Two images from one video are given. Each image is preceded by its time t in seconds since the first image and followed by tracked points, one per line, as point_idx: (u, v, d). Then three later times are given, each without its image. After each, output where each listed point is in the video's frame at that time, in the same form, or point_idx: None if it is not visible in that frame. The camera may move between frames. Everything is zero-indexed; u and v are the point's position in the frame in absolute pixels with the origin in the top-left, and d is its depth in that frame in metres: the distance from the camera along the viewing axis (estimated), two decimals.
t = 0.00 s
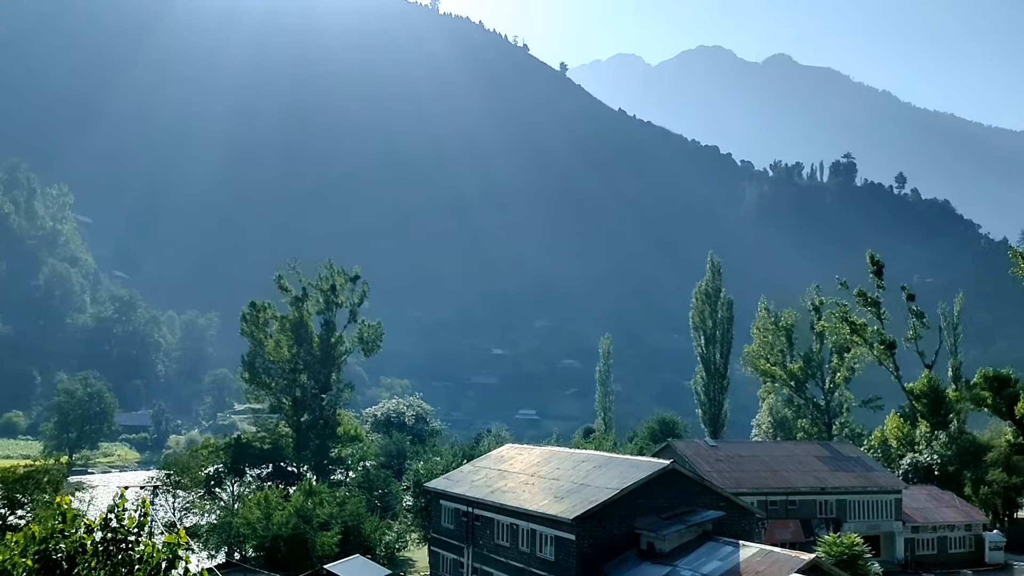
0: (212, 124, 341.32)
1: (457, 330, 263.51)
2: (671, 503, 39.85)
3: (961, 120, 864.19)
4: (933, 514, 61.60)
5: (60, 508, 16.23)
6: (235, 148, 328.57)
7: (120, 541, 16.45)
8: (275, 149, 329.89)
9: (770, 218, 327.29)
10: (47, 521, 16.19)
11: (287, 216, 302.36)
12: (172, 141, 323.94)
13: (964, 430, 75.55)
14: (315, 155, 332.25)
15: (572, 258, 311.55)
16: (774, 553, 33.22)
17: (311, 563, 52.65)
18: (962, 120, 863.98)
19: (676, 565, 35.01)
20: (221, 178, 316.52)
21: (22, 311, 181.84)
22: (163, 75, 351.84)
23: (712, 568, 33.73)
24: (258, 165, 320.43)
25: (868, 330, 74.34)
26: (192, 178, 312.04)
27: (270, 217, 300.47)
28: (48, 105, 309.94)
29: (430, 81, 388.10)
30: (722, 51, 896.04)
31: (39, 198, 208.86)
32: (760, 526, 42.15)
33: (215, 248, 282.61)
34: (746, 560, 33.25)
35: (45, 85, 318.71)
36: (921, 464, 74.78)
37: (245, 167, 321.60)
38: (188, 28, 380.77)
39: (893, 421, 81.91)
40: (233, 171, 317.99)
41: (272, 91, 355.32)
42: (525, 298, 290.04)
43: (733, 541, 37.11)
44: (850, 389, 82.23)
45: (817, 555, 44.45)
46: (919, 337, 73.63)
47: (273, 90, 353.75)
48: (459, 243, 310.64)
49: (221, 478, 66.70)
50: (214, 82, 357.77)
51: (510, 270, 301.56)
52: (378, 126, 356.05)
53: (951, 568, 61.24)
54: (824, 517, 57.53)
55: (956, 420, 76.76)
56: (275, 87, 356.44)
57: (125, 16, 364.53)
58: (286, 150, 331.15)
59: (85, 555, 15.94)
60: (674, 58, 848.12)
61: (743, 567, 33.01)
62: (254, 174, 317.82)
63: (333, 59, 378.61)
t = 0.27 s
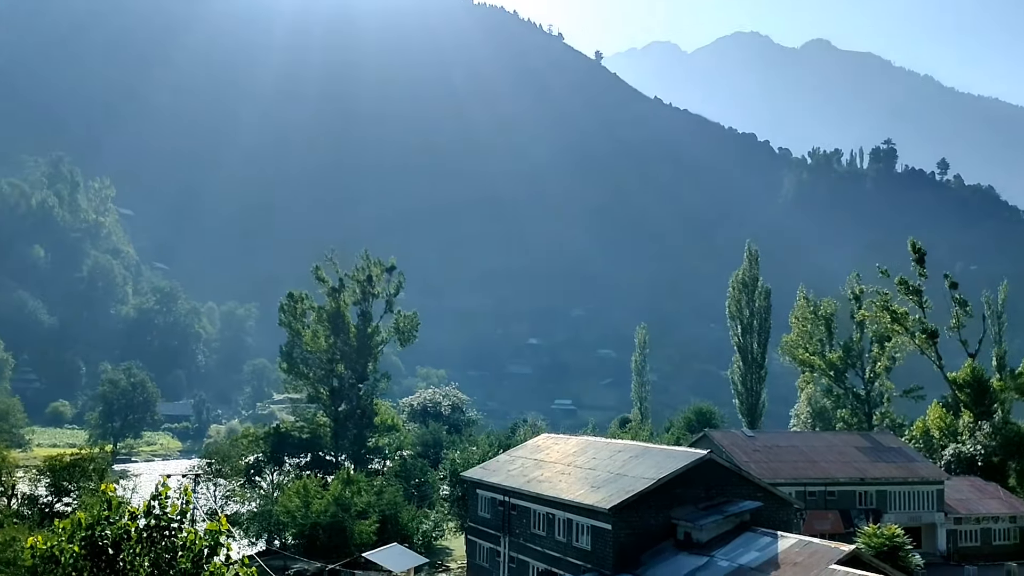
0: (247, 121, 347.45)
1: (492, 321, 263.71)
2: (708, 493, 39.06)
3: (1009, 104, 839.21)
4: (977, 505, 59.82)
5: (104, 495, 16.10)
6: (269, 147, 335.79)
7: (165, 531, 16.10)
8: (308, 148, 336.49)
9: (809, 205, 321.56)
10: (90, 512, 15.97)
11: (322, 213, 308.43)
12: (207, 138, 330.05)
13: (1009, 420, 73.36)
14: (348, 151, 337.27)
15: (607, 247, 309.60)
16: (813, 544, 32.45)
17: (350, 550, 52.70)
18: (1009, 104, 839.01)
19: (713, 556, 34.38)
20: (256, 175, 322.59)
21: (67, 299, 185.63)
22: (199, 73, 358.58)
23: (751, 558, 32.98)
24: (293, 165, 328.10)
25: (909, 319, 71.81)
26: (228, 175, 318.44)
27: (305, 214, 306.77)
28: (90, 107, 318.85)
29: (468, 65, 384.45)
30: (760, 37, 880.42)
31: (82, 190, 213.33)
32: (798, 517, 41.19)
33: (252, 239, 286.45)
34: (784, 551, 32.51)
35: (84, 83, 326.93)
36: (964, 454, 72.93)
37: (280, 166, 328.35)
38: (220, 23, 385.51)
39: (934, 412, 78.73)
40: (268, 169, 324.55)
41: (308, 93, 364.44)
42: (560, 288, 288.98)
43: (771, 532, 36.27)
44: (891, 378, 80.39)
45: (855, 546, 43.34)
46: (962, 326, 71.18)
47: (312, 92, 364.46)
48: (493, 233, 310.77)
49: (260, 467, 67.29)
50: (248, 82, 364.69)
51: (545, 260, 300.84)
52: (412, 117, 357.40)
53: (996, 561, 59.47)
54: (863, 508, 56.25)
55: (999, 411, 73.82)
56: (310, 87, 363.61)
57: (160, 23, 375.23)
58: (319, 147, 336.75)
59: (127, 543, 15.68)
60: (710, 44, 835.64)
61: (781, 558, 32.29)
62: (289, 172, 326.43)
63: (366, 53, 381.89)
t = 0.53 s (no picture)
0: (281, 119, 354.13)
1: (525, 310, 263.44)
2: (743, 484, 38.28)
3: None
4: (1020, 497, 58.03)
5: (147, 484, 16.53)
6: (302, 143, 341.41)
7: (204, 516, 16.34)
8: (340, 145, 342.53)
9: (848, 193, 315.50)
10: (137, 498, 16.54)
11: (355, 204, 310.90)
12: (244, 141, 339.94)
13: None
14: (380, 146, 343.09)
15: (641, 236, 307.18)
16: (851, 535, 31.72)
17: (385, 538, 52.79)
18: None
19: (749, 547, 33.73)
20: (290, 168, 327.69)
21: (106, 291, 188.12)
22: (232, 79, 369.76)
23: (786, 550, 32.32)
24: (326, 159, 334.17)
25: (950, 308, 68.51)
26: (263, 169, 324.54)
27: (339, 205, 310.00)
28: (128, 105, 326.75)
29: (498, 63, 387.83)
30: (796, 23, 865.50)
31: (121, 182, 216.96)
32: (836, 508, 40.21)
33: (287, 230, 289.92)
34: (821, 542, 31.78)
35: (123, 91, 338.77)
36: (1006, 445, 70.69)
37: (313, 160, 332.84)
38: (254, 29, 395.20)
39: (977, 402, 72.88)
40: (302, 163, 329.92)
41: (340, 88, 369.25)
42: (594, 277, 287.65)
43: (808, 522, 35.47)
44: (931, 368, 78.45)
45: (894, 537, 42.16)
46: (1005, 314, 68.60)
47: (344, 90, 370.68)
48: (525, 223, 310.51)
49: (297, 455, 67.85)
50: (281, 80, 371.15)
51: (578, 249, 299.58)
52: (443, 112, 360.78)
53: None
54: (902, 500, 54.87)
55: None
56: (342, 86, 370.72)
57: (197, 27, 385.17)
58: (352, 142, 342.51)
59: (170, 529, 16.07)
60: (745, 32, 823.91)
61: (818, 549, 31.57)
62: (321, 167, 331.38)
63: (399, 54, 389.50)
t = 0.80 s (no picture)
0: (315, 113, 358.32)
1: (559, 300, 262.74)
2: (780, 474, 37.55)
3: None
4: None
5: (186, 470, 15.99)
6: (336, 136, 345.26)
7: (242, 502, 15.58)
8: (374, 138, 344.89)
9: (889, 179, 308.76)
10: (177, 485, 15.97)
11: (389, 195, 313.28)
12: (279, 134, 344.58)
13: None
14: (414, 139, 344.51)
15: (676, 225, 304.29)
16: (890, 527, 30.98)
17: (421, 527, 52.82)
18: None
19: (786, 538, 33.06)
20: (325, 162, 332.05)
21: (147, 281, 190.83)
22: (268, 73, 374.37)
23: (824, 541, 31.55)
24: (361, 151, 337.83)
25: (993, 298, 62.01)
26: (299, 163, 328.74)
27: (373, 196, 312.61)
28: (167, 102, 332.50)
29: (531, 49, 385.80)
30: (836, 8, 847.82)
31: (159, 174, 219.78)
32: (875, 500, 39.29)
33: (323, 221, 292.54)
34: (859, 534, 31.05)
35: (159, 83, 343.07)
36: None
37: (347, 152, 336.13)
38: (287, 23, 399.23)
39: None
40: (336, 156, 333.68)
41: (373, 80, 371.45)
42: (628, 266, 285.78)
43: (847, 514, 34.63)
44: (973, 358, 76.28)
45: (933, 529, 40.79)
46: None
47: (378, 78, 371.09)
48: (558, 213, 310.41)
49: (333, 444, 68.29)
50: (314, 72, 373.73)
51: (612, 239, 297.99)
52: (476, 103, 361.36)
53: None
54: (942, 491, 53.50)
55: None
56: (376, 75, 372.22)
57: (232, 29, 393.57)
58: (385, 135, 345.90)
59: (208, 515, 15.38)
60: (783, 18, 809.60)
61: (856, 540, 30.85)
62: (355, 159, 333.60)
63: (433, 43, 390.42)
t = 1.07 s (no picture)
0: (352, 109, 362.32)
1: (596, 291, 261.26)
2: (821, 466, 36.67)
3: None
4: None
5: (230, 459, 16.00)
6: (372, 130, 348.46)
7: (283, 491, 15.60)
8: (412, 132, 346.87)
9: (935, 165, 301.18)
10: (222, 472, 16.07)
11: (425, 187, 314.70)
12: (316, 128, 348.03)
13: None
14: (451, 132, 345.81)
15: (714, 214, 300.40)
16: (935, 520, 30.03)
17: (459, 517, 52.85)
18: None
19: (827, 530, 32.26)
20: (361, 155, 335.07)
21: (189, 272, 193.99)
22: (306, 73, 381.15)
23: (865, 533, 30.73)
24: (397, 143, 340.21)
25: None
26: (336, 156, 332.00)
27: (410, 188, 314.53)
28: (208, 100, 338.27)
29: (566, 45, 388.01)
30: None
31: (200, 167, 223.69)
32: (920, 491, 38.21)
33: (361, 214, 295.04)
34: (903, 526, 30.15)
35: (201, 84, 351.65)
36: None
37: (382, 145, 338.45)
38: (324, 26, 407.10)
39: None
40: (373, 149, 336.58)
41: (410, 76, 375.39)
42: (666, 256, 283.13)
43: (890, 506, 33.69)
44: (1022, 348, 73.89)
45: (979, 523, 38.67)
46: None
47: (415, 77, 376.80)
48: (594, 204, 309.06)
49: (372, 434, 68.43)
50: (352, 74, 381.76)
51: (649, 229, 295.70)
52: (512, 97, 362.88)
53: None
54: (988, 483, 51.88)
55: None
56: (413, 74, 377.41)
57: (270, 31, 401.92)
58: (423, 129, 347.62)
59: (251, 504, 15.35)
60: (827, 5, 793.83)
61: (899, 533, 29.98)
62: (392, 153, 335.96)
63: (470, 41, 394.04)
